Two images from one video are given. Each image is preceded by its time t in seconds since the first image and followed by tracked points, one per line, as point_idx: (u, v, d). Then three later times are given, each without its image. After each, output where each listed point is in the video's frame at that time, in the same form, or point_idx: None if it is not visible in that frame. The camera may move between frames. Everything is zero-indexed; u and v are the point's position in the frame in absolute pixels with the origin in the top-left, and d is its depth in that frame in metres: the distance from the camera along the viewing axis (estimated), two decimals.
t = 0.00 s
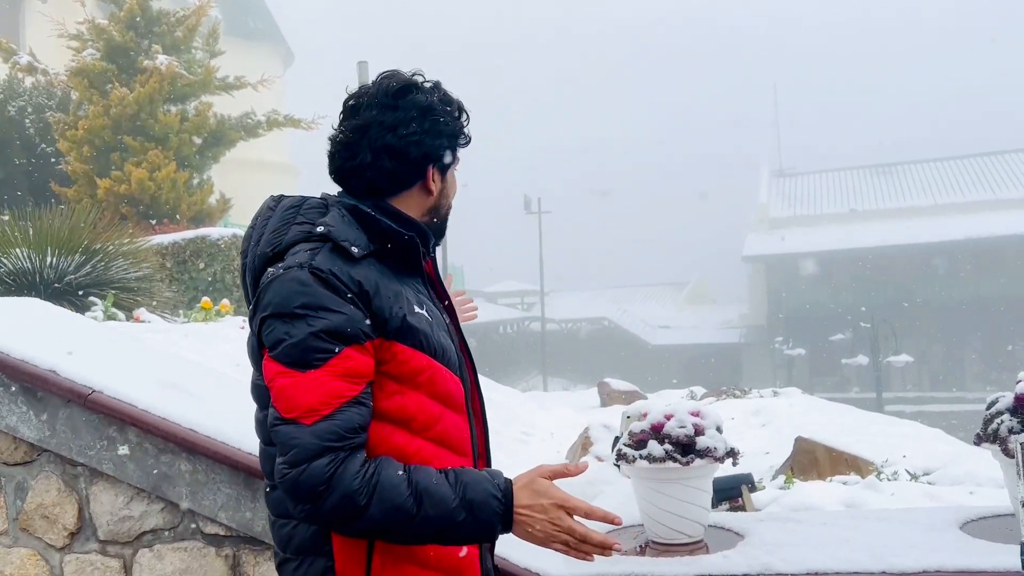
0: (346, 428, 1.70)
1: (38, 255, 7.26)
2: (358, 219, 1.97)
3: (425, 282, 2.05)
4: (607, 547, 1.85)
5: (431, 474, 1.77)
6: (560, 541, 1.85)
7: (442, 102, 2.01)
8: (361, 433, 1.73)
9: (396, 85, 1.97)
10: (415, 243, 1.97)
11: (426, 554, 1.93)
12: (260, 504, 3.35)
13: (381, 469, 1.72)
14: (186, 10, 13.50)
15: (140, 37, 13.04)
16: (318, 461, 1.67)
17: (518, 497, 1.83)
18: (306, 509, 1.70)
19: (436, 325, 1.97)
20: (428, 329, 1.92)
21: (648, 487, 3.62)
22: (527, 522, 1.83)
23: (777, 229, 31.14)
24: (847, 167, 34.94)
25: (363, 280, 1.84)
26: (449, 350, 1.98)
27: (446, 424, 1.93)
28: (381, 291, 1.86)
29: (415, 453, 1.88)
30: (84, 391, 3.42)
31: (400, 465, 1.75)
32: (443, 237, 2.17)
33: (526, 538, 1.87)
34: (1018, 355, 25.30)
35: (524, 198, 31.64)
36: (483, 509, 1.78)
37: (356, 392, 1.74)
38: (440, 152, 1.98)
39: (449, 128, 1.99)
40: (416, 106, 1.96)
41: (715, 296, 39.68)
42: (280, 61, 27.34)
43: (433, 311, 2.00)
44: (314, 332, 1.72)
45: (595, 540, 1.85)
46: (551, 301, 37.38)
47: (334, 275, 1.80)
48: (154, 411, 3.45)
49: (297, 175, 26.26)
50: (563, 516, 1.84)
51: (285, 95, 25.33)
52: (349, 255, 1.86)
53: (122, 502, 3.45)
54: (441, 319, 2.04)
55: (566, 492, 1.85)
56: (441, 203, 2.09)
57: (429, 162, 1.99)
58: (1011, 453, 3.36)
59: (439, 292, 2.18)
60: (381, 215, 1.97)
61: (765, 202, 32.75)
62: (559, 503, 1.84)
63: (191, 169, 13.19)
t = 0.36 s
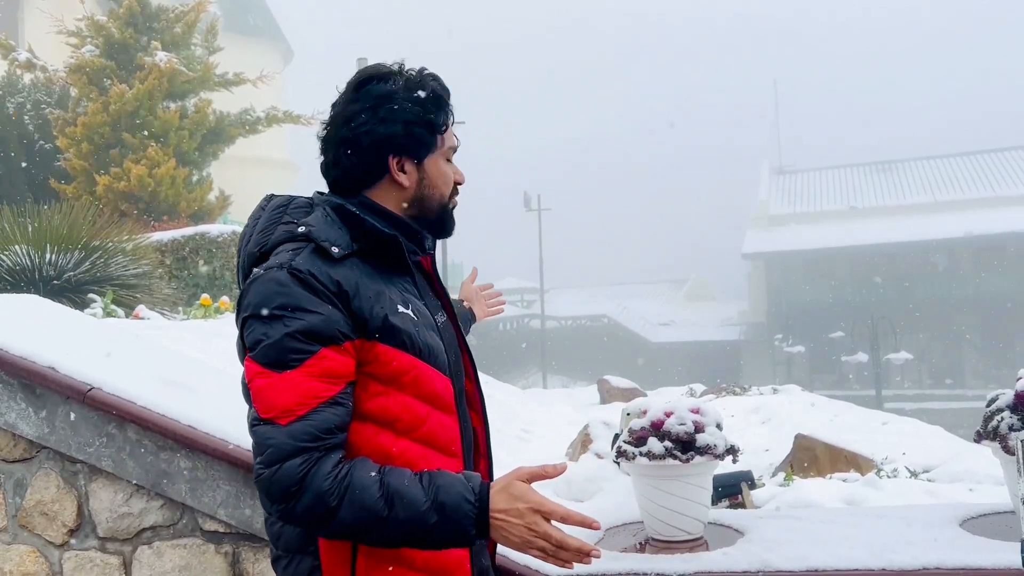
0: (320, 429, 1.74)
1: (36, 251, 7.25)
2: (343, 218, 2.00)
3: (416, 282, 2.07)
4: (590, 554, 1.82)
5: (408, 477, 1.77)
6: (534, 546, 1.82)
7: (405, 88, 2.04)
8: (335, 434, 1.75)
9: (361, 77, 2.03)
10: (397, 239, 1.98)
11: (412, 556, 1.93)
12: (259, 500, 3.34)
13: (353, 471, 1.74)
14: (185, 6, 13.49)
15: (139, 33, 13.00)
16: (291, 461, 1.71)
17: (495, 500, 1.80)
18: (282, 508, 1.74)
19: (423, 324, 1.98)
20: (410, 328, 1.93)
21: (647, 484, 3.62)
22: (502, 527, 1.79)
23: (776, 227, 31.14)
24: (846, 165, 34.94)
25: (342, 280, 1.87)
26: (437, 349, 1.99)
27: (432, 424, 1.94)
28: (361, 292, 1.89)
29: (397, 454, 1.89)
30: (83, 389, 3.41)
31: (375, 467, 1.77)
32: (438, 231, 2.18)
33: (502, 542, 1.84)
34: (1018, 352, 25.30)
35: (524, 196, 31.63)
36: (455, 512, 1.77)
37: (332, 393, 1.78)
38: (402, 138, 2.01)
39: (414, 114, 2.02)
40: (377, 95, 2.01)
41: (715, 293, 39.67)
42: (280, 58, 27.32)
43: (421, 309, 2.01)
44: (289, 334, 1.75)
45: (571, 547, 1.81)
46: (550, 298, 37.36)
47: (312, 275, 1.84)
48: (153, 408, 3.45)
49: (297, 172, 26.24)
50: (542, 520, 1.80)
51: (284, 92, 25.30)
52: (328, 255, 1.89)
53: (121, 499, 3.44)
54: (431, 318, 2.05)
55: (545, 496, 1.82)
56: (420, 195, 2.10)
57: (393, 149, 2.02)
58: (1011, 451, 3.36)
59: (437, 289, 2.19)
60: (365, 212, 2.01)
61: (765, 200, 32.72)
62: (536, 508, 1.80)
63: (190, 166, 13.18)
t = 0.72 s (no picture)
0: (295, 419, 1.74)
1: (35, 248, 7.22)
2: (343, 214, 2.03)
3: (417, 281, 2.10)
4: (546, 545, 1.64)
5: (369, 464, 1.73)
6: (492, 537, 1.67)
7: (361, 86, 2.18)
8: (311, 424, 1.75)
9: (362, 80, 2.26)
10: (381, 230, 2.00)
11: (399, 553, 1.92)
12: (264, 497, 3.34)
13: (322, 459, 1.72)
14: (182, 3, 13.46)
15: (136, 30, 12.96)
16: (263, 448, 1.72)
17: (450, 486, 1.70)
18: (257, 495, 1.75)
19: (419, 322, 1.99)
20: (399, 324, 1.92)
21: (651, 481, 3.62)
22: (459, 512, 1.69)
23: (773, 224, 31.16)
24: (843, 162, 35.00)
25: (331, 273, 1.89)
26: (434, 347, 1.98)
27: (424, 421, 1.93)
28: (349, 286, 1.91)
29: (386, 451, 1.89)
30: (86, 386, 3.40)
31: (340, 454, 1.74)
32: (421, 229, 2.15)
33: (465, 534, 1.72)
34: (1014, 349, 25.39)
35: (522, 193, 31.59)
36: (408, 499, 1.70)
37: (313, 382, 1.78)
38: (350, 129, 2.18)
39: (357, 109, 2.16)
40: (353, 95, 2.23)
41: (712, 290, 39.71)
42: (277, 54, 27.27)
43: (417, 306, 2.02)
44: (272, 322, 1.77)
45: (525, 535, 1.64)
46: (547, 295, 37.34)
47: (301, 268, 1.86)
48: (156, 405, 3.44)
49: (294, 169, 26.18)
50: (496, 507, 1.65)
51: (281, 89, 25.22)
52: (319, 248, 1.92)
53: (124, 497, 3.44)
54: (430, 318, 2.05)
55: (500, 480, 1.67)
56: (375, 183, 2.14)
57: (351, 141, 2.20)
58: (1016, 447, 3.38)
59: (454, 287, 2.35)
60: (363, 209, 2.03)
61: (762, 196, 32.73)
62: (489, 493, 1.67)
63: (188, 164, 13.15)
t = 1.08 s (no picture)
0: (302, 406, 1.77)
1: (28, 250, 7.18)
2: (372, 215, 2.06)
3: (442, 282, 2.10)
4: (496, 537, 1.58)
5: (355, 451, 1.73)
6: (451, 529, 1.62)
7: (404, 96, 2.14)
8: (317, 411, 1.77)
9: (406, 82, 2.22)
10: (405, 233, 2.02)
11: (410, 549, 1.93)
12: (265, 501, 3.32)
13: (316, 444, 1.74)
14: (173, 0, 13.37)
15: (127, 29, 12.87)
16: (268, 432, 1.76)
17: (420, 474, 1.67)
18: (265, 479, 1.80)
19: (439, 319, 1.98)
20: (414, 321, 1.93)
21: (651, 483, 3.63)
22: (423, 503, 1.66)
23: (765, 221, 31.25)
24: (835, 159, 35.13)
25: (349, 268, 1.92)
26: (454, 345, 1.98)
27: (440, 416, 1.94)
28: (367, 281, 1.93)
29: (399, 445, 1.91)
30: (84, 391, 3.38)
31: (332, 441, 1.75)
32: (451, 244, 2.16)
33: (431, 528, 1.68)
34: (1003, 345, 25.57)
35: (514, 190, 31.55)
36: (378, 484, 1.68)
37: (324, 371, 1.81)
38: (389, 137, 2.16)
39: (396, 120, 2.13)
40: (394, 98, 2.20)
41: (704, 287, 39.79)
42: (268, 52, 27.17)
43: (438, 305, 2.01)
44: (290, 315, 1.82)
45: (477, 527, 1.59)
46: (540, 292, 37.33)
47: (322, 263, 1.90)
48: (155, 410, 3.42)
49: (285, 168, 26.08)
50: (455, 495, 1.61)
51: (272, 88, 25.12)
52: (342, 245, 1.96)
53: (123, 501, 3.42)
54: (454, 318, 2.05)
55: (461, 470, 1.63)
56: (411, 198, 2.13)
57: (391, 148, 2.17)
58: (1016, 448, 3.38)
59: (489, 292, 2.33)
60: (391, 211, 2.06)
61: (753, 194, 32.82)
62: (448, 483, 1.62)
63: (179, 163, 13.09)
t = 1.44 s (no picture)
0: (334, 397, 1.85)
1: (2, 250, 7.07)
2: (416, 219, 2.14)
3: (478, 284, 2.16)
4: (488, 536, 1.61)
5: (374, 442, 1.79)
6: (449, 525, 1.66)
7: (476, 113, 2.14)
8: (349, 403, 1.85)
9: (468, 94, 2.22)
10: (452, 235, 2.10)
11: (440, 542, 1.98)
12: (244, 505, 3.28)
13: (342, 433, 1.81)
14: None
15: (102, 26, 12.72)
16: (299, 423, 1.84)
17: (426, 470, 1.72)
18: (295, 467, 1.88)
19: (474, 319, 2.05)
20: (451, 320, 2.01)
21: (633, 483, 3.63)
22: (426, 497, 1.71)
23: (744, 220, 31.48)
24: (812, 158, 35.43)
25: (389, 268, 2.01)
26: (489, 345, 2.05)
27: (474, 412, 2.00)
28: (405, 280, 2.01)
29: (431, 439, 1.98)
30: (59, 395, 3.33)
31: (355, 431, 1.81)
32: (505, 258, 2.21)
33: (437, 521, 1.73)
34: (977, 342, 25.94)
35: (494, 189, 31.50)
36: (388, 475, 1.73)
37: (357, 365, 1.89)
38: (457, 151, 2.16)
39: (469, 138, 2.13)
40: (458, 111, 2.19)
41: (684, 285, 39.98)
42: (245, 50, 26.98)
43: (474, 306, 2.08)
44: (332, 310, 1.90)
45: (471, 524, 1.63)
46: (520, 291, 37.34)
47: (364, 262, 1.99)
48: (131, 413, 3.37)
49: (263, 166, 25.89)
50: (454, 492, 1.66)
51: (249, 85, 24.93)
52: (383, 245, 2.05)
53: (98, 506, 3.37)
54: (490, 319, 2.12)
55: (464, 469, 1.68)
56: (472, 212, 2.16)
57: (453, 160, 2.18)
58: (992, 447, 3.43)
59: (526, 298, 2.38)
60: (438, 217, 2.13)
61: (732, 192, 33.03)
62: (448, 477, 1.68)
63: (155, 161, 12.94)
